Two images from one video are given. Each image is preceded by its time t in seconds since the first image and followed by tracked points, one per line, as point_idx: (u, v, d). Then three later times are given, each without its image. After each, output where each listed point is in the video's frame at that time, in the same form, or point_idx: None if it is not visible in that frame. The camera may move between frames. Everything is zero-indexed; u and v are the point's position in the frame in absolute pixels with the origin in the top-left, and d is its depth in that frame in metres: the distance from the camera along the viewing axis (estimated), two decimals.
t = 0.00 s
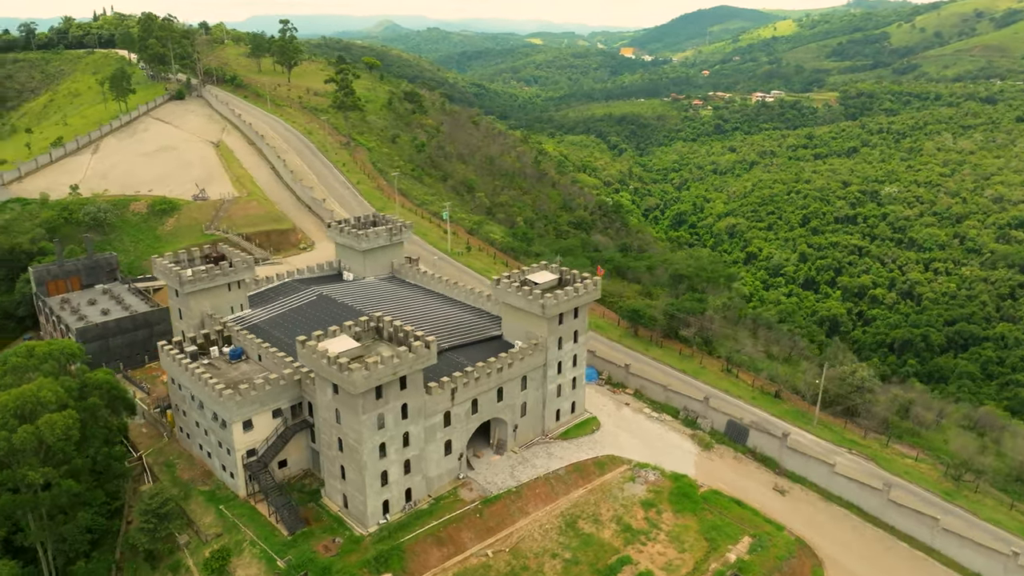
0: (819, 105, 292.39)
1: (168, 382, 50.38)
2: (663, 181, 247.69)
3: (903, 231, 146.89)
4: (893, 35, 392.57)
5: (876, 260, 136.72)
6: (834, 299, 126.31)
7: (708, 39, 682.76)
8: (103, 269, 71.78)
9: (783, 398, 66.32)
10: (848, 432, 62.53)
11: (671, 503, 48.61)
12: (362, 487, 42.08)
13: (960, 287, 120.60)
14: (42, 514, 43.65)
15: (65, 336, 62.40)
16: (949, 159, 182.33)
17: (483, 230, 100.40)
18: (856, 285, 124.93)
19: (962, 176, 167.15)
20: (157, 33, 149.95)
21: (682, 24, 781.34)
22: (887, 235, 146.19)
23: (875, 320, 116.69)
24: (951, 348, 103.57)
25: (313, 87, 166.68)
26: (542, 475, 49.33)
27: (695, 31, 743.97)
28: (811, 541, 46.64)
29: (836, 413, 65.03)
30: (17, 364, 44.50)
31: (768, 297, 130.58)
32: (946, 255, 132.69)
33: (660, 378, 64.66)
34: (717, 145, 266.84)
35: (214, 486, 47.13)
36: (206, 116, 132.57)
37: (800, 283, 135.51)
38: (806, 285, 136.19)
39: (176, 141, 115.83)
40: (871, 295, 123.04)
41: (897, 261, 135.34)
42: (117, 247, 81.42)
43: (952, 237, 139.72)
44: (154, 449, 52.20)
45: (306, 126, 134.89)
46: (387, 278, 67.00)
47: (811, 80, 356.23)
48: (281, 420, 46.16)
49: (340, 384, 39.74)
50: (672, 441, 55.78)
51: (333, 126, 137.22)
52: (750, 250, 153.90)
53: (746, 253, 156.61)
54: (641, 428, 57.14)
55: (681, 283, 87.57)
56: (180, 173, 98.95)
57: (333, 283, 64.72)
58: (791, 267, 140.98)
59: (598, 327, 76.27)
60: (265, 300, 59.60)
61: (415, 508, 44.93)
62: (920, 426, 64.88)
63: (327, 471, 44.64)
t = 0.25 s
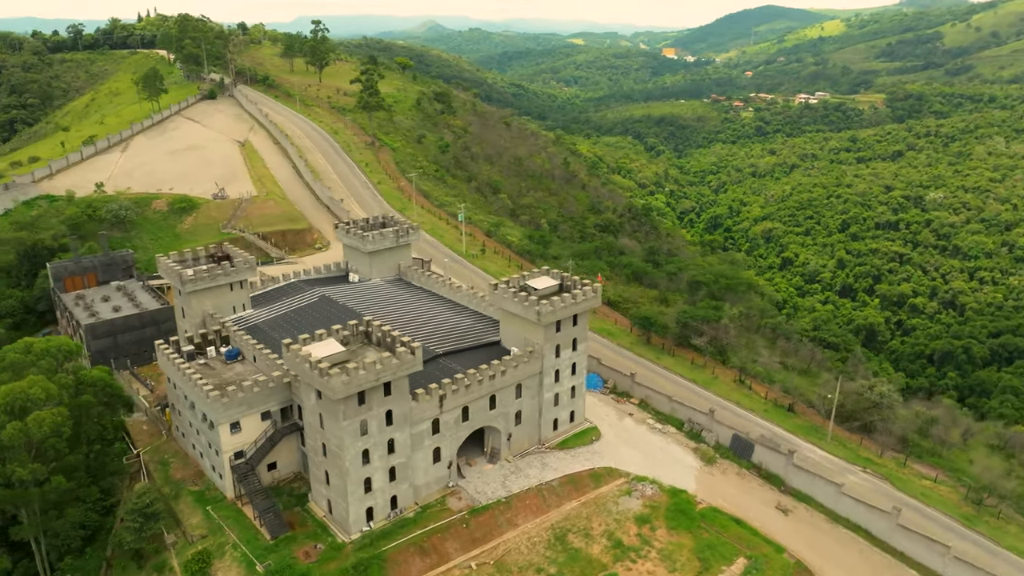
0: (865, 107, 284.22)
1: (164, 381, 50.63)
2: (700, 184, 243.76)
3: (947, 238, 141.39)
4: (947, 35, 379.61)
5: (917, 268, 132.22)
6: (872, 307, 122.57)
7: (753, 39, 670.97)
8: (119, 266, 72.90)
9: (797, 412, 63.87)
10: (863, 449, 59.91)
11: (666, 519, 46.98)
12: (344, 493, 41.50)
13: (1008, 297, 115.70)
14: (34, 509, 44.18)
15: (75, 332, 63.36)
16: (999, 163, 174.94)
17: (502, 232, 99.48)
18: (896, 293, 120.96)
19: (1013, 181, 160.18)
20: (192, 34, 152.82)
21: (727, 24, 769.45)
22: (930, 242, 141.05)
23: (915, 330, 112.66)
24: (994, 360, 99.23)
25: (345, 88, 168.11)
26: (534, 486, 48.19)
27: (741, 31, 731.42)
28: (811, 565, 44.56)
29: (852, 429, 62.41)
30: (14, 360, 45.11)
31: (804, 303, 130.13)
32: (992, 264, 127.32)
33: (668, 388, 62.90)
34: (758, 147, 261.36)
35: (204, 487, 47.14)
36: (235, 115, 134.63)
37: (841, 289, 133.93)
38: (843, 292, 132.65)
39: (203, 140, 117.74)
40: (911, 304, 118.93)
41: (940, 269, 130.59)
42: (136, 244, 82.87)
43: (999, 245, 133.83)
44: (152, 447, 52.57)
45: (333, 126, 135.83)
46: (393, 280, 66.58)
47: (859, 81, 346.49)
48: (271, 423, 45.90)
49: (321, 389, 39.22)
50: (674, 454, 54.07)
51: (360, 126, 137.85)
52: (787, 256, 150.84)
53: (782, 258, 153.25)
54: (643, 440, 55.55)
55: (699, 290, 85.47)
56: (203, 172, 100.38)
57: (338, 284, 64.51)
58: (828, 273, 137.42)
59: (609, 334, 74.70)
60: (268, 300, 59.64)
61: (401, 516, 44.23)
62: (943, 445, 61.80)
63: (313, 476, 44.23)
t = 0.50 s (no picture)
0: (905, 108, 276.70)
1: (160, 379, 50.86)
2: (732, 186, 240.02)
3: (987, 245, 136.59)
4: (995, 34, 367.85)
5: (953, 275, 128.28)
6: (905, 314, 119.41)
7: (792, 39, 659.18)
8: (132, 263, 73.79)
9: (807, 423, 61.88)
10: (875, 464, 57.76)
11: (659, 532, 45.73)
12: (327, 497, 41.13)
13: None
14: (28, 502, 44.74)
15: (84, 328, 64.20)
16: None
17: (516, 233, 98.67)
18: (930, 301, 117.55)
19: None
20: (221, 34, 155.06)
21: (766, 24, 757.60)
22: (968, 249, 136.62)
23: (949, 340, 109.19)
24: None
25: (370, 87, 169.02)
26: (525, 494, 47.31)
27: (780, 30, 719.15)
28: None
29: (864, 443, 60.27)
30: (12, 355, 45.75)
31: (834, 309, 127.16)
32: None
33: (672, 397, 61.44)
34: (792, 149, 256.18)
35: (195, 486, 47.22)
36: (258, 114, 136.21)
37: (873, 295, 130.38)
38: (876, 299, 129.70)
39: (225, 139, 119.26)
40: (946, 312, 115.38)
41: (978, 276, 126.48)
42: (152, 241, 84.10)
43: None
44: (149, 444, 52.89)
45: (355, 126, 136.52)
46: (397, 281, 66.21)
47: (900, 82, 337.51)
48: (260, 424, 45.80)
49: (303, 392, 38.90)
50: (673, 465, 52.71)
51: (381, 126, 138.31)
52: (818, 261, 147.97)
53: (813, 263, 150.34)
54: (642, 449, 54.25)
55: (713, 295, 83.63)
56: (222, 171, 101.51)
57: (342, 285, 64.40)
58: (860, 279, 134.50)
59: (617, 339, 73.39)
60: (270, 300, 59.72)
61: (387, 521, 43.73)
62: (961, 462, 59.30)
63: (300, 478, 43.98)
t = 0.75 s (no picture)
0: (959, 111, 266.80)
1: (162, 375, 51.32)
2: (773, 190, 234.83)
3: None
4: None
5: (1002, 285, 123.32)
6: (948, 325, 115.42)
7: (844, 38, 642.58)
8: (151, 259, 74.94)
9: (822, 438, 59.50)
10: (891, 483, 55.12)
11: (654, 548, 44.31)
12: (312, 500, 40.82)
13: None
14: (29, 495, 46.06)
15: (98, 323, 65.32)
16: None
17: (536, 236, 97.76)
18: (976, 311, 113.16)
19: None
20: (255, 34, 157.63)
21: (817, 23, 740.31)
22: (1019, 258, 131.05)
23: (995, 352, 104.72)
24: None
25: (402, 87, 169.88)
26: (518, 504, 46.36)
27: (830, 30, 701.55)
28: None
29: (882, 461, 57.65)
30: (16, 349, 46.70)
31: (873, 318, 123.22)
32: None
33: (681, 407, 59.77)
34: (837, 152, 249.26)
35: (190, 483, 47.44)
36: (289, 113, 138.01)
37: (915, 305, 126.47)
38: (918, 308, 125.68)
39: (254, 137, 121.04)
40: (993, 323, 110.85)
41: None
42: (174, 238, 85.61)
43: None
44: (152, 439, 53.41)
45: (383, 125, 137.19)
46: (405, 283, 65.91)
47: (954, 83, 325.75)
48: (254, 423, 45.82)
49: (288, 394, 38.65)
50: (675, 478, 51.16)
51: (409, 126, 138.72)
52: (858, 268, 144.24)
53: (853, 270, 146.35)
54: (645, 460, 52.78)
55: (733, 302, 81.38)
56: (247, 169, 102.82)
57: (350, 285, 64.36)
58: (901, 287, 130.59)
59: (630, 346, 71.89)
60: (277, 299, 59.95)
61: (374, 526, 43.25)
62: (986, 484, 56.24)
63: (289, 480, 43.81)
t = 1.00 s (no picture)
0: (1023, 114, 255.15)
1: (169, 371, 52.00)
2: (820, 194, 228.59)
3: None
4: None
5: None
6: (1001, 338, 111.35)
7: (904, 38, 622.04)
8: (174, 255, 76.50)
9: (841, 456, 56.96)
10: (912, 505, 52.33)
11: (650, 564, 42.87)
12: (301, 502, 40.66)
13: None
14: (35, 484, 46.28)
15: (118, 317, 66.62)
16: None
17: (560, 238, 96.69)
18: None
19: None
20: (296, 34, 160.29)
21: (876, 22, 718.23)
22: None
23: None
24: None
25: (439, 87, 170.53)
26: (512, 513, 45.45)
27: (890, 30, 679.96)
28: None
29: (904, 482, 54.88)
30: (27, 341, 48.11)
31: (919, 328, 119.27)
32: None
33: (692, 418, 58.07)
34: (889, 156, 241.09)
35: (189, 479, 47.82)
36: (323, 112, 139.82)
37: (966, 315, 122.41)
38: (969, 319, 121.57)
39: (287, 136, 122.87)
40: None
41: None
42: (202, 235, 87.38)
43: None
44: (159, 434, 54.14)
45: (416, 125, 137.79)
46: (417, 284, 65.56)
47: (1020, 86, 311.80)
48: (251, 422, 46.01)
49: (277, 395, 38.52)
50: (679, 491, 49.59)
51: (442, 126, 139.03)
52: (906, 276, 140.05)
53: (901, 278, 141.93)
54: (649, 473, 51.27)
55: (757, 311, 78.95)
56: (276, 167, 104.26)
57: (361, 285, 64.36)
58: (952, 297, 126.30)
59: (646, 353, 70.28)
60: (287, 298, 60.26)
61: (364, 530, 42.89)
62: (1017, 510, 53.00)
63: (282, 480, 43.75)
